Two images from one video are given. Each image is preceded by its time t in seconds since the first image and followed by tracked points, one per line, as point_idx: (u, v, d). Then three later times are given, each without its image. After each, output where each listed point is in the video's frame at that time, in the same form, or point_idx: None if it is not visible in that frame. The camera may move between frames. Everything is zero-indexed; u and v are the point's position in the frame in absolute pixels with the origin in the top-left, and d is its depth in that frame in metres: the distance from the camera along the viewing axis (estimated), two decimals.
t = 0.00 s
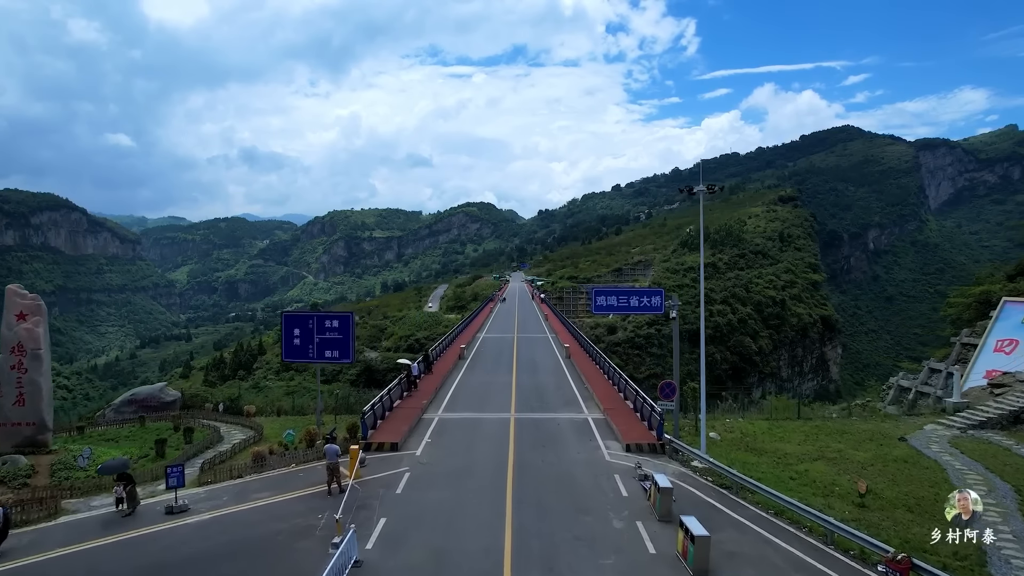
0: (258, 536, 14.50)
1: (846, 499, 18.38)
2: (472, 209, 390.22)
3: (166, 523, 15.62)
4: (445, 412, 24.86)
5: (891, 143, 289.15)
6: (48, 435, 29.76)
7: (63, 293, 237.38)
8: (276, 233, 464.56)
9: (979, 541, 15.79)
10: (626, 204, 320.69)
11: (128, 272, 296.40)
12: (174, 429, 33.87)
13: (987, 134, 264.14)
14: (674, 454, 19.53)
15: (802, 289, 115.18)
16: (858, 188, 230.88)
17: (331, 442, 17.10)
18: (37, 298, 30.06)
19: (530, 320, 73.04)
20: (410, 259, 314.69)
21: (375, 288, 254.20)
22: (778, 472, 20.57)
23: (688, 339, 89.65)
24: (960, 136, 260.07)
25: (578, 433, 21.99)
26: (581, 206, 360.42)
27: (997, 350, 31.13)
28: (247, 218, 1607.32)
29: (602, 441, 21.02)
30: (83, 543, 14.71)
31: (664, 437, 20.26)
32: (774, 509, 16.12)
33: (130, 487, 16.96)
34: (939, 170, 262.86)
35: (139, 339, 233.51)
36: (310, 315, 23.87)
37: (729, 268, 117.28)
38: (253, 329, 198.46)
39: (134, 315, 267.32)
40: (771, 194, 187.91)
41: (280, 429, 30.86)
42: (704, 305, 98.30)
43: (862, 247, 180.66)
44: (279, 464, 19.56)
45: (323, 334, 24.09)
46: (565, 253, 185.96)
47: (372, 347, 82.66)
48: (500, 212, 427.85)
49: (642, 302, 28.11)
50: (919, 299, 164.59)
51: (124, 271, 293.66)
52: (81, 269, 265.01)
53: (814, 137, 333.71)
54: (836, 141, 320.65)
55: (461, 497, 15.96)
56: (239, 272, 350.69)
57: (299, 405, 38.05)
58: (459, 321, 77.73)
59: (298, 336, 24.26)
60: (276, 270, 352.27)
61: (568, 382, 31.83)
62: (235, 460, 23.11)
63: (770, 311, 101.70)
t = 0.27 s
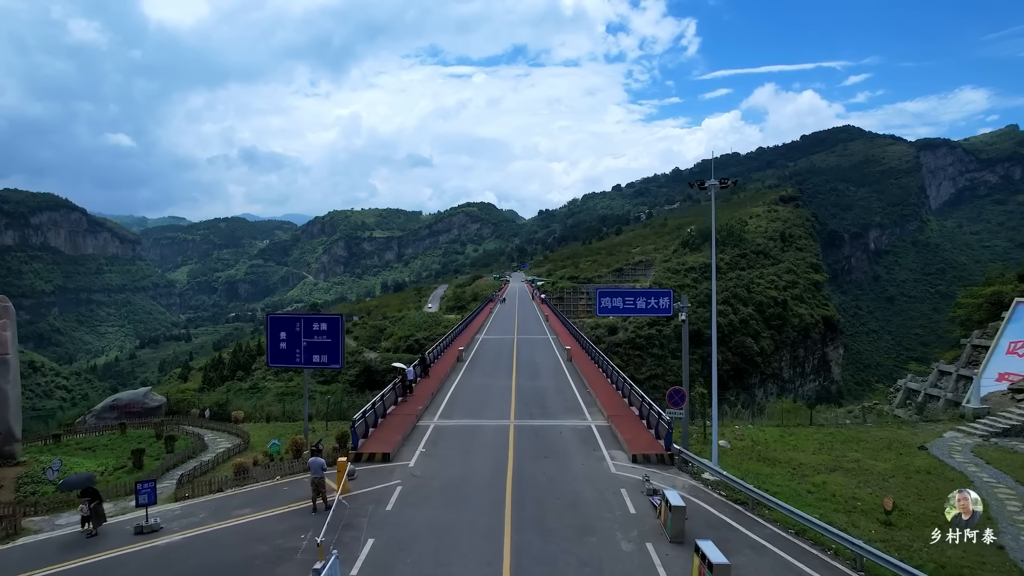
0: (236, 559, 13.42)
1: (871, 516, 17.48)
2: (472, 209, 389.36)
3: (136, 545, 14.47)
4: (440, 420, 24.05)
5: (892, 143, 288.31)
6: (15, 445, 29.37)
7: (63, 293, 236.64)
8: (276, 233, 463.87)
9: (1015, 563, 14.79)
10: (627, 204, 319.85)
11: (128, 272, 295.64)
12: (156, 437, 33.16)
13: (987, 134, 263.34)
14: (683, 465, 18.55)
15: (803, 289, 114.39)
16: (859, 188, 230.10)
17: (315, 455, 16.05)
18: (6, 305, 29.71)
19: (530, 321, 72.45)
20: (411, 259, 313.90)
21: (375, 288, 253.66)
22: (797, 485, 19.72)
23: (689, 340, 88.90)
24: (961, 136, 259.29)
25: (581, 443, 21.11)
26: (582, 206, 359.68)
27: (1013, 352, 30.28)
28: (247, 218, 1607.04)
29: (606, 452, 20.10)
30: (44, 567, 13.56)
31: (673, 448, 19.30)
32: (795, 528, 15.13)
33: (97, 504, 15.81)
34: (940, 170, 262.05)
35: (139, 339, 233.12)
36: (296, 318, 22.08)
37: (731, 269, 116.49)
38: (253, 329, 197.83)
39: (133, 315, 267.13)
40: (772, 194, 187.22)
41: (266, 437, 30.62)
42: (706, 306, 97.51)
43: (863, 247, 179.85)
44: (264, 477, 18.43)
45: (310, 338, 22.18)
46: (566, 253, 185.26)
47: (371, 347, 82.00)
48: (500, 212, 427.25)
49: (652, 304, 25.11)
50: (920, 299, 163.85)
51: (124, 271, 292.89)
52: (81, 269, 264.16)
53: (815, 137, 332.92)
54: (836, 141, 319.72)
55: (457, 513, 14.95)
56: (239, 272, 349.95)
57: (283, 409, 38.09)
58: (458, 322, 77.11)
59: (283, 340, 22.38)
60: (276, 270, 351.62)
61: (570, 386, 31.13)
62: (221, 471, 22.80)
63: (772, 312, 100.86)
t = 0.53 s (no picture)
0: None
1: (900, 535, 16.63)
2: (472, 209, 388.54)
3: (103, 568, 13.38)
4: (436, 427, 23.19)
5: (892, 143, 287.46)
6: None
7: (63, 294, 235.96)
8: (276, 234, 463.41)
9: None
10: (627, 203, 319.02)
11: (128, 273, 294.91)
12: (136, 446, 32.74)
13: (988, 134, 262.47)
14: (692, 478, 17.67)
15: (805, 289, 113.55)
16: (860, 188, 229.23)
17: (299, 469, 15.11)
18: None
19: (531, 322, 71.84)
20: (411, 259, 313.09)
21: (375, 288, 253.19)
22: (818, 500, 18.90)
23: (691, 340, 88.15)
24: (961, 136, 258.53)
25: (585, 452, 20.28)
26: (582, 206, 358.91)
27: None
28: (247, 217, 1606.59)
29: (611, 462, 19.26)
30: None
31: (683, 458, 18.41)
32: (818, 548, 14.19)
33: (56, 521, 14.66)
34: (940, 170, 261.21)
35: (139, 339, 232.58)
36: (283, 320, 20.73)
37: (732, 269, 115.68)
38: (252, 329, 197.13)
39: (133, 315, 266.82)
40: (773, 194, 186.50)
41: (252, 445, 30.01)
42: (708, 306, 96.74)
43: (864, 247, 179.02)
44: (246, 490, 17.36)
45: (297, 342, 20.86)
46: (566, 253, 184.57)
47: (372, 347, 81.33)
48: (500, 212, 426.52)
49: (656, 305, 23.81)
50: (921, 299, 163.19)
51: (124, 271, 292.19)
52: (81, 269, 263.36)
53: (815, 138, 332.08)
54: (837, 141, 318.84)
55: (454, 533, 14.06)
56: (239, 272, 349.37)
57: (265, 414, 37.97)
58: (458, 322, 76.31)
59: (269, 344, 21.02)
60: (276, 270, 351.10)
61: (572, 390, 30.36)
62: (201, 482, 22.48)
63: (774, 312, 100.09)
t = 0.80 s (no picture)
0: None
1: (933, 558, 15.74)
2: (472, 209, 387.73)
3: None
4: (430, 435, 22.38)
5: (893, 143, 286.62)
6: None
7: (63, 294, 235.04)
8: (276, 233, 462.91)
9: None
10: (628, 203, 318.17)
11: (128, 273, 294.21)
12: (115, 455, 32.01)
13: (990, 134, 261.60)
14: (704, 493, 16.82)
15: (807, 289, 112.79)
16: (860, 188, 228.37)
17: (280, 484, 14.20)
18: None
19: (531, 322, 71.15)
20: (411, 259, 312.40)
21: (375, 288, 252.63)
22: (840, 517, 18.05)
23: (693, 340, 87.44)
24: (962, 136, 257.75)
25: (588, 463, 19.47)
26: (582, 206, 358.17)
27: None
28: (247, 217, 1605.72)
29: (617, 474, 18.41)
30: None
31: (694, 471, 17.56)
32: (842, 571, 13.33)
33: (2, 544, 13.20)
34: (941, 170, 260.45)
35: (139, 339, 232.28)
36: (266, 323, 18.34)
37: (734, 269, 114.94)
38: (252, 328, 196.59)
39: (133, 315, 266.54)
40: (774, 194, 185.75)
41: (238, 454, 29.36)
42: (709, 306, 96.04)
43: (866, 247, 178.28)
44: (224, 506, 16.53)
45: (281, 345, 18.39)
46: (566, 253, 183.87)
47: (371, 348, 80.70)
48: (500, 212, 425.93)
49: (667, 308, 20.38)
50: (922, 299, 162.36)
51: (123, 271, 291.51)
52: (81, 269, 262.59)
53: (816, 138, 331.27)
54: (838, 141, 317.91)
55: (452, 556, 13.23)
56: (239, 272, 348.89)
57: (249, 420, 37.56)
58: (458, 322, 75.61)
59: (251, 348, 18.54)
60: (276, 270, 350.67)
61: (574, 394, 29.59)
62: (183, 493, 22.03)
63: (775, 312, 99.37)
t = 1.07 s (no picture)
0: None
1: None
2: (472, 208, 386.91)
3: None
4: (426, 444, 21.67)
5: (894, 142, 285.73)
6: None
7: (63, 294, 234.44)
8: (276, 233, 462.11)
9: None
10: (629, 203, 317.17)
11: (128, 273, 293.40)
12: (89, 467, 31.35)
13: (991, 133, 260.70)
14: (719, 509, 16.01)
15: (808, 289, 112.03)
16: (861, 188, 227.39)
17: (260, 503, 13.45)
18: None
19: (531, 323, 70.45)
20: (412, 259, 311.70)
21: (375, 288, 252.01)
22: (865, 536, 17.26)
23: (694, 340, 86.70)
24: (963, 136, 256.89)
25: (593, 475, 18.71)
26: (583, 206, 357.29)
27: None
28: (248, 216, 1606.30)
29: (624, 489, 17.64)
30: None
31: (706, 486, 16.75)
32: None
33: None
34: (942, 170, 259.62)
35: (139, 339, 232.09)
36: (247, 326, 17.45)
37: (735, 269, 114.16)
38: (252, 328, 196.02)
39: (133, 315, 266.35)
40: (775, 194, 184.91)
41: (220, 464, 28.78)
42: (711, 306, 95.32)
43: (867, 246, 177.52)
44: (199, 525, 15.71)
45: (264, 351, 17.57)
46: (567, 253, 183.09)
47: (370, 348, 80.08)
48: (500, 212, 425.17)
49: (677, 311, 19.48)
50: (923, 299, 161.53)
51: (123, 271, 290.68)
52: (80, 269, 261.82)
53: (817, 137, 330.37)
54: (839, 141, 316.87)
55: None
56: (239, 272, 348.28)
57: (235, 425, 37.16)
58: (458, 322, 74.95)
59: (230, 353, 17.68)
60: (276, 270, 350.18)
61: (576, 399, 28.95)
62: (161, 507, 21.52)
63: (777, 312, 98.63)
